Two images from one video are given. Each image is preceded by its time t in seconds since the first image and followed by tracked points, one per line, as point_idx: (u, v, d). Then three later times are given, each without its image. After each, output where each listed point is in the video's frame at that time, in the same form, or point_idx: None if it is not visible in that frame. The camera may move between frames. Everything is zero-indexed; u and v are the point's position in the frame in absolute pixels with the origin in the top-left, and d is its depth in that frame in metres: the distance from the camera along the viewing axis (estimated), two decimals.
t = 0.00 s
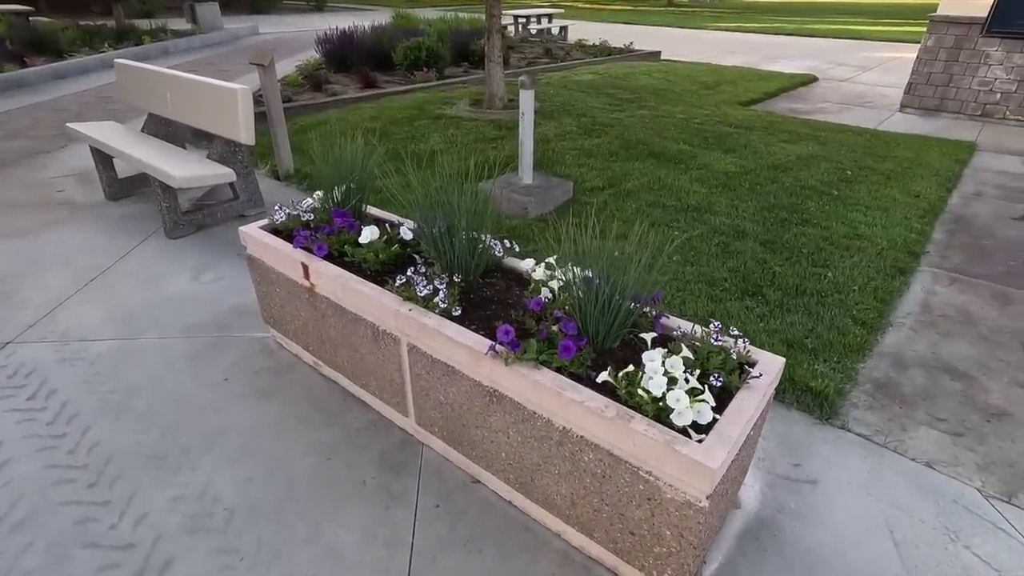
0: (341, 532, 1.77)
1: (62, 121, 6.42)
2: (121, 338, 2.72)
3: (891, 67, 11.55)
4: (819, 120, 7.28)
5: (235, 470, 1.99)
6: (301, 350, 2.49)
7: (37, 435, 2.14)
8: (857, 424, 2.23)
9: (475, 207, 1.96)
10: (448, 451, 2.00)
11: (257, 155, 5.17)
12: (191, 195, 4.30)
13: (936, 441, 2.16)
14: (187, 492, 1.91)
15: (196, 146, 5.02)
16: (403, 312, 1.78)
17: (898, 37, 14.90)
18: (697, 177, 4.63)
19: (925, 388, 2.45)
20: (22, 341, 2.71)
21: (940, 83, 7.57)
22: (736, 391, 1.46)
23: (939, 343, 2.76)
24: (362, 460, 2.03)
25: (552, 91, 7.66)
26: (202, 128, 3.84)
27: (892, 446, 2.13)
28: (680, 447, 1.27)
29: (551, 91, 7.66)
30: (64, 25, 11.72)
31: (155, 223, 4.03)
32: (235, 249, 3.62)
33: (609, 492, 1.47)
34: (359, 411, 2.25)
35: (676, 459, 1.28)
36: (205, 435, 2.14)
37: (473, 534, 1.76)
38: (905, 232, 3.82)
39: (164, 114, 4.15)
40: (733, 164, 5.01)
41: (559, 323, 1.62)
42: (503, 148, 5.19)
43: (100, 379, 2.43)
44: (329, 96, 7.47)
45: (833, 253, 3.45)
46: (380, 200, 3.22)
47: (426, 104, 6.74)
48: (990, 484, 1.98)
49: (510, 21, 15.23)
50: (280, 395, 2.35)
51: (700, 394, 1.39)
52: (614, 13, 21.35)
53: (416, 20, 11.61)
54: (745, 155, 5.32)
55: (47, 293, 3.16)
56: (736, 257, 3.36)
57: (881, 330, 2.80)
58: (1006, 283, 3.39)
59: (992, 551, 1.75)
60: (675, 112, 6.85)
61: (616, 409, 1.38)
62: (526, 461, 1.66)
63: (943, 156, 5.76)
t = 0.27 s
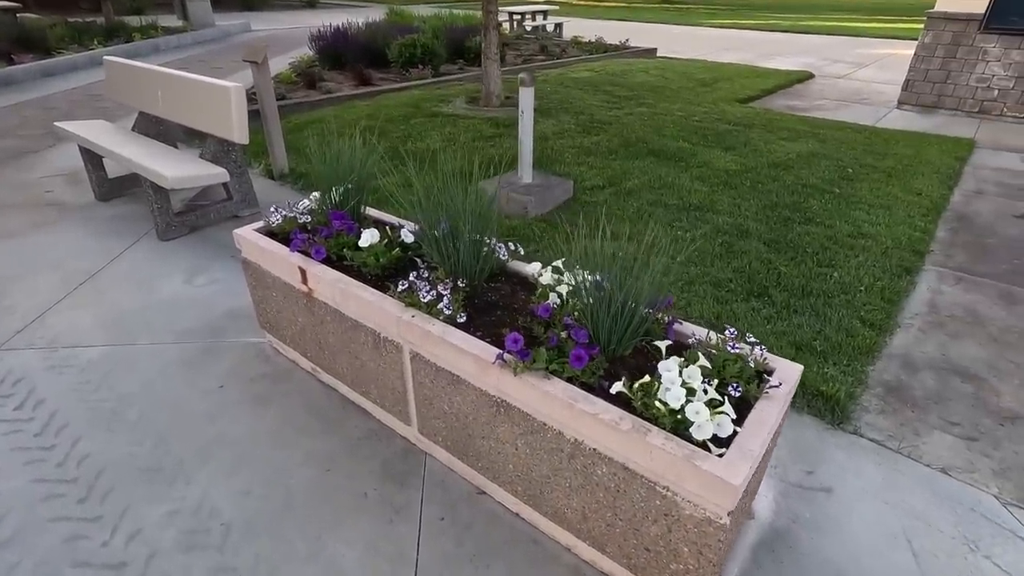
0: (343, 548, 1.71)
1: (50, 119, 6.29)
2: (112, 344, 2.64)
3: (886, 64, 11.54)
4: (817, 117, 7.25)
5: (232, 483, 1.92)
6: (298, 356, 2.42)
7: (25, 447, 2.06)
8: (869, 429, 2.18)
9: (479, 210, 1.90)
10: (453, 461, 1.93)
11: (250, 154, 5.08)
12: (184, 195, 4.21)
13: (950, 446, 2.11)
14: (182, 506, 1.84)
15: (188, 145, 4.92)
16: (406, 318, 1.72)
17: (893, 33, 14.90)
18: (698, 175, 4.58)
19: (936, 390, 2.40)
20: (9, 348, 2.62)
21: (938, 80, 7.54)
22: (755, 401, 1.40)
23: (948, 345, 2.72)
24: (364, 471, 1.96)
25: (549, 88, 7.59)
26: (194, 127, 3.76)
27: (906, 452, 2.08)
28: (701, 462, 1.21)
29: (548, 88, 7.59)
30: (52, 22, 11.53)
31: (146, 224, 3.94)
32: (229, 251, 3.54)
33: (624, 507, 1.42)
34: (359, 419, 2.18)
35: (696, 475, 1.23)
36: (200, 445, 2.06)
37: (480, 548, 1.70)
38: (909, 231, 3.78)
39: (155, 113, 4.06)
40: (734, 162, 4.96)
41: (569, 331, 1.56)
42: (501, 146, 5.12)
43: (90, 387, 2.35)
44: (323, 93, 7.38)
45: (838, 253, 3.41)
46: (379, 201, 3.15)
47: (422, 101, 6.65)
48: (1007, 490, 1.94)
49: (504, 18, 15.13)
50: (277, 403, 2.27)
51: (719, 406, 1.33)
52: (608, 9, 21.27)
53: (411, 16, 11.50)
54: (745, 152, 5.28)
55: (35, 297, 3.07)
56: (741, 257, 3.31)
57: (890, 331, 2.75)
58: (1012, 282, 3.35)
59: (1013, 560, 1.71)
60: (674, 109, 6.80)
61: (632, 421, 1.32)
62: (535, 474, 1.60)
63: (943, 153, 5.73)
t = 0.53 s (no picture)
0: None
1: (34, 118, 6.12)
2: (96, 354, 2.52)
3: (882, 61, 11.50)
4: (816, 114, 7.18)
5: (223, 505, 1.81)
6: (292, 367, 2.31)
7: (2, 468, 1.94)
8: (888, 440, 2.10)
9: (484, 215, 1.79)
10: (456, 480, 1.83)
11: (241, 154, 4.95)
12: (172, 196, 4.08)
13: (973, 458, 2.03)
14: (169, 532, 1.73)
15: (176, 144, 4.78)
16: (407, 332, 1.61)
17: (887, 30, 14.87)
18: (700, 174, 4.49)
19: (955, 398, 2.33)
20: None
21: (937, 76, 7.47)
22: (784, 422, 1.31)
23: (964, 349, 2.64)
24: (362, 491, 1.86)
25: (546, 86, 7.48)
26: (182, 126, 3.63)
27: (928, 465, 2.00)
28: (731, 492, 1.12)
29: (545, 86, 7.48)
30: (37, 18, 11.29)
31: (133, 226, 3.81)
32: (219, 255, 3.41)
33: (643, 536, 1.32)
34: (357, 434, 2.08)
35: (725, 507, 1.13)
36: (188, 465, 1.95)
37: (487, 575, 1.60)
38: (917, 231, 3.70)
39: (141, 112, 3.92)
40: (736, 161, 4.88)
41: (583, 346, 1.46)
42: (499, 145, 5.01)
43: (72, 401, 2.23)
44: (315, 91, 7.23)
45: (847, 254, 3.33)
46: (375, 203, 3.04)
47: (417, 99, 6.53)
48: None
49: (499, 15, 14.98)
50: (270, 417, 2.16)
51: (748, 430, 1.24)
52: (602, 6, 21.14)
53: (404, 13, 11.34)
54: (747, 151, 5.19)
55: (16, 305, 2.94)
56: (748, 259, 3.23)
57: (904, 336, 2.67)
58: None
59: None
60: (672, 106, 6.71)
61: (654, 446, 1.23)
62: (546, 497, 1.51)
63: (945, 151, 5.67)
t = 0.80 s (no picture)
0: None
1: (14, 119, 5.93)
2: (76, 372, 2.38)
3: (876, 58, 11.47)
4: (814, 113, 7.11)
5: (210, 540, 1.69)
6: (284, 385, 2.19)
7: None
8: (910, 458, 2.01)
9: (489, 227, 1.67)
10: (460, 509, 1.73)
11: (230, 156, 4.80)
12: (157, 201, 3.93)
13: (999, 476, 1.95)
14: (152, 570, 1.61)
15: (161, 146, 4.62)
16: (407, 354, 1.50)
17: (879, 27, 14.86)
18: (702, 176, 4.40)
19: (975, 411, 2.24)
20: None
21: (933, 74, 7.39)
22: (818, 454, 1.21)
23: (980, 358, 2.56)
24: (360, 521, 1.75)
25: (541, 84, 7.37)
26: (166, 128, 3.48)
27: (953, 485, 1.92)
28: (769, 540, 1.02)
29: (540, 84, 7.37)
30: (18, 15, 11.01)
31: (117, 232, 3.66)
32: (207, 263, 3.28)
33: None
34: (354, 458, 1.97)
35: (762, 555, 1.03)
36: (174, 495, 1.83)
37: None
38: (924, 233, 3.62)
39: (123, 113, 3.77)
40: (736, 161, 4.79)
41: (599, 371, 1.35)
42: (495, 146, 4.90)
43: (49, 425, 2.10)
44: (305, 90, 7.07)
45: (855, 258, 3.25)
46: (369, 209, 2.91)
47: (410, 99, 6.40)
48: None
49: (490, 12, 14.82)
50: (261, 440, 2.04)
51: (783, 466, 1.14)
52: (595, 3, 21.02)
53: (395, 10, 11.17)
54: (747, 151, 5.10)
55: None
56: (755, 265, 3.14)
57: (918, 345, 2.59)
58: None
59: None
60: (670, 105, 6.62)
61: (681, 485, 1.12)
62: (558, 533, 1.40)
63: (945, 150, 5.62)
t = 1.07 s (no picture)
0: None
1: None
2: (65, 388, 2.29)
3: (870, 57, 11.48)
4: (812, 112, 7.09)
5: (209, 568, 1.61)
6: (284, 400, 2.12)
7: None
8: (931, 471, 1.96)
9: (503, 239, 1.60)
10: (471, 532, 1.66)
11: (223, 158, 4.70)
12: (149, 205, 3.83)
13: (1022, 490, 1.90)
14: None
15: (152, 149, 4.52)
16: (417, 374, 1.43)
17: (872, 26, 14.89)
18: (704, 177, 4.35)
19: (993, 421, 2.20)
20: None
21: (930, 74, 7.35)
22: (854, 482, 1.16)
23: (995, 365, 2.52)
24: (367, 545, 1.68)
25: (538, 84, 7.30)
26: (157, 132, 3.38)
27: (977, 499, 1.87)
28: None
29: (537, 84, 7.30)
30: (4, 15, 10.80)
31: (107, 239, 3.56)
32: (201, 270, 3.19)
33: None
34: (359, 477, 1.89)
35: None
36: (170, 519, 1.75)
37: None
38: (930, 236, 3.59)
39: (112, 116, 3.66)
40: (738, 162, 4.74)
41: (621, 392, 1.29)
42: (494, 148, 4.82)
43: (38, 444, 2.01)
44: (298, 91, 6.96)
45: (863, 262, 3.20)
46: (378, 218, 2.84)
47: (407, 99, 6.32)
48: None
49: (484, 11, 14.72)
50: (261, 460, 1.96)
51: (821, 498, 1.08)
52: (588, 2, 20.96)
53: (389, 9, 11.06)
54: (748, 152, 5.06)
55: None
56: (762, 269, 3.09)
57: (932, 352, 2.55)
58: None
59: None
60: (668, 105, 6.57)
61: (714, 517, 1.06)
62: (579, 562, 1.34)
63: (945, 149, 5.60)
